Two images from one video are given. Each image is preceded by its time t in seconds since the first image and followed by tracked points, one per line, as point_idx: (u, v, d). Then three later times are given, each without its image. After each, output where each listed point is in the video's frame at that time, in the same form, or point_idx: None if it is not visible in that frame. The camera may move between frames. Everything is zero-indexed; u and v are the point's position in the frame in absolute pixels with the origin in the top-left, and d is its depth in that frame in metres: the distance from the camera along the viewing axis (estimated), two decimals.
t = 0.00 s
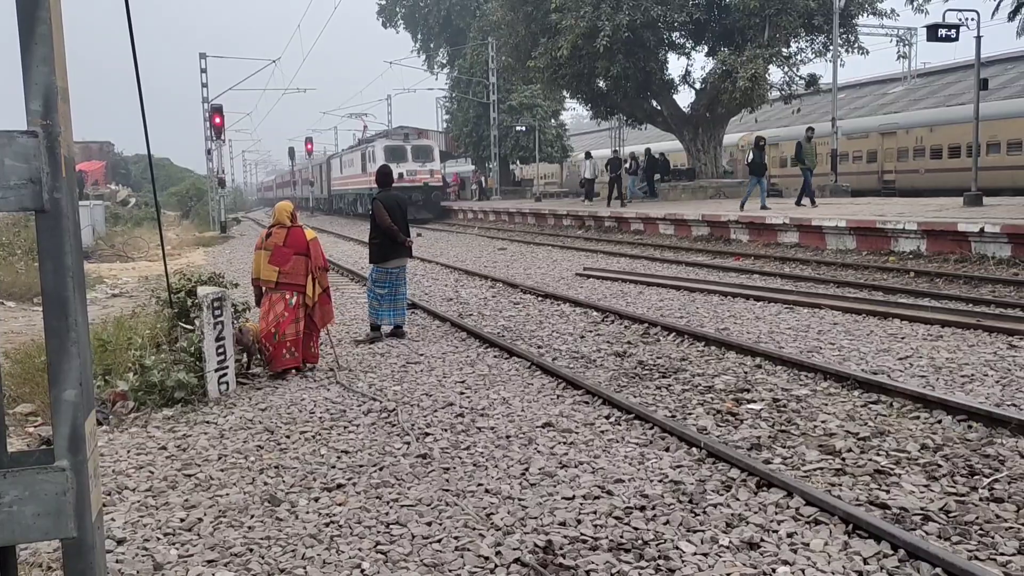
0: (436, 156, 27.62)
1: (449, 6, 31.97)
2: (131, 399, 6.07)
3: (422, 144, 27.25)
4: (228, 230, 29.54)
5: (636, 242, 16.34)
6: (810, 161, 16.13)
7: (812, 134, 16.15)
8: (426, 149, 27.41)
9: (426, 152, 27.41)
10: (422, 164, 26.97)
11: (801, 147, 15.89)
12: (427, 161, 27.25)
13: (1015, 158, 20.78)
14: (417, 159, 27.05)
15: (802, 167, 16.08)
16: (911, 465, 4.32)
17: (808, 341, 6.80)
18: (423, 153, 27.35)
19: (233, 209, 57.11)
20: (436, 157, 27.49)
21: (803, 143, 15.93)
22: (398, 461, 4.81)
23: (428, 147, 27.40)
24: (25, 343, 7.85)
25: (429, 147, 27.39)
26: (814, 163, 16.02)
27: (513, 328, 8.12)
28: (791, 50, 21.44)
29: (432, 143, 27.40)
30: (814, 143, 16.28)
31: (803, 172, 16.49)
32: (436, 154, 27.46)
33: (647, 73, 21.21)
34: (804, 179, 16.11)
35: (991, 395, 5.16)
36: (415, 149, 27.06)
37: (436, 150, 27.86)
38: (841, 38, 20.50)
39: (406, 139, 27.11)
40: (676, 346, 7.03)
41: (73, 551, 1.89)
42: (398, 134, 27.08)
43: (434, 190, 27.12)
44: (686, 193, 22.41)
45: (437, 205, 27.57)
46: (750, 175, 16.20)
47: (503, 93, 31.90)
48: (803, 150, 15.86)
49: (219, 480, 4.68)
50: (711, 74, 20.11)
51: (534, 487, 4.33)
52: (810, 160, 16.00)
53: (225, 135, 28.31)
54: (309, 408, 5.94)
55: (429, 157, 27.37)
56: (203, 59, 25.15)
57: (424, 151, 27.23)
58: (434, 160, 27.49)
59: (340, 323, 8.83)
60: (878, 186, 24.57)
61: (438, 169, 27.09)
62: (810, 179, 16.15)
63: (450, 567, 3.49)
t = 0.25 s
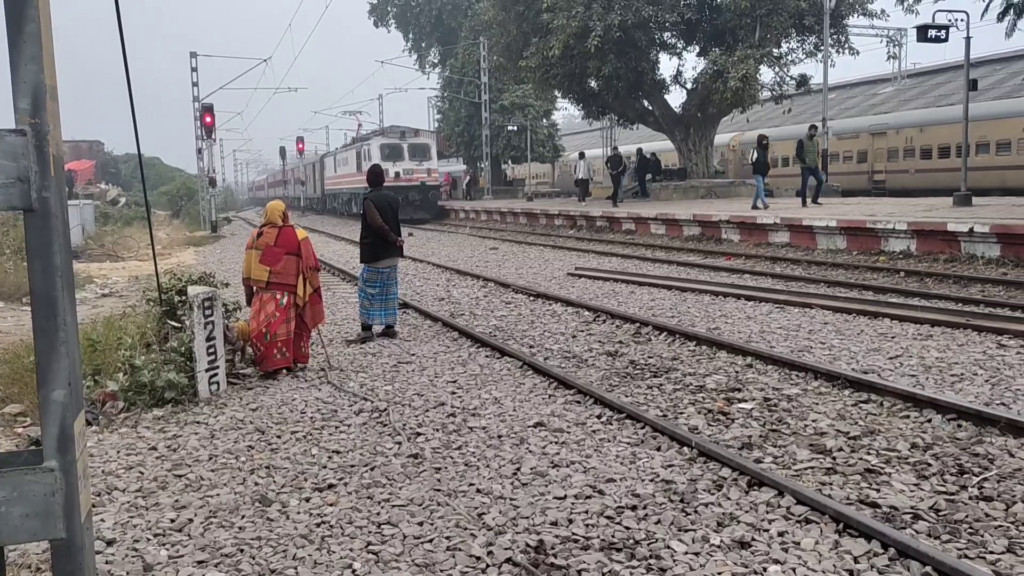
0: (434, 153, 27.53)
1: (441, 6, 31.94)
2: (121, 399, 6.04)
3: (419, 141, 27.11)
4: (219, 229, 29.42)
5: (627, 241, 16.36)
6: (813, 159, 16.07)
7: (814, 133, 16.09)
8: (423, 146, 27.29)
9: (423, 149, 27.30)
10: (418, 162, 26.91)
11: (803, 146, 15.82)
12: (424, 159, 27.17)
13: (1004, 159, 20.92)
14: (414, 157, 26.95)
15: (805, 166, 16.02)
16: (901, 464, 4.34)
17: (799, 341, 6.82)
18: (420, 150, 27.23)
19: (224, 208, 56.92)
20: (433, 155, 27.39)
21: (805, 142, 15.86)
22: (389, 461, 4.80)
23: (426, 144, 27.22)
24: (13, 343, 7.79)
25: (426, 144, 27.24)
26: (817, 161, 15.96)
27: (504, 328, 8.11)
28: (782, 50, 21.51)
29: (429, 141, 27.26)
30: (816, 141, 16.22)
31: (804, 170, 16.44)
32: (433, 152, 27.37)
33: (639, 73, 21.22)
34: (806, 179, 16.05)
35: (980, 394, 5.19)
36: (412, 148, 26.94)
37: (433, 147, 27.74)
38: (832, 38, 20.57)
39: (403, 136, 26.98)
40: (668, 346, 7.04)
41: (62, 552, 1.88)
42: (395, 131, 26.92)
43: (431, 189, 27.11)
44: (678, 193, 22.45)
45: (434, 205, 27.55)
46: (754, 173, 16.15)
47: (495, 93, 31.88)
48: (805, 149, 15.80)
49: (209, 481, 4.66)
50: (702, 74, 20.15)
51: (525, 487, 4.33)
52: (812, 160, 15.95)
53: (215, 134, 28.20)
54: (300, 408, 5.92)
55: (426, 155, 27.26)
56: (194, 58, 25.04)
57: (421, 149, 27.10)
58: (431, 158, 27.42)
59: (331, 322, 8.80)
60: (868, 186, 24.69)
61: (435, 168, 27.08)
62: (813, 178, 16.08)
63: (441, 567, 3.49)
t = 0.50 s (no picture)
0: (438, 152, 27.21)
1: (439, 6, 31.93)
2: (119, 399, 6.04)
3: (423, 140, 26.81)
4: (217, 229, 29.39)
5: (625, 241, 16.35)
6: (826, 159, 15.88)
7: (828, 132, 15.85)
8: (427, 145, 26.97)
9: (427, 148, 26.97)
10: (422, 161, 26.60)
11: (817, 146, 15.62)
12: (428, 158, 26.87)
13: (1001, 159, 20.96)
14: (418, 156, 26.65)
15: (818, 166, 15.84)
16: (900, 463, 4.34)
17: (797, 341, 6.82)
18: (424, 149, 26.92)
19: (221, 208, 56.87)
20: (438, 154, 27.07)
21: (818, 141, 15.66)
22: (387, 461, 4.80)
23: (430, 143, 26.86)
24: (11, 343, 7.78)
25: (430, 143, 26.91)
26: (830, 161, 15.77)
27: (503, 327, 8.11)
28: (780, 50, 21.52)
29: (434, 139, 26.92)
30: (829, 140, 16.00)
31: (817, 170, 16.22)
32: (438, 151, 27.06)
33: (636, 73, 21.21)
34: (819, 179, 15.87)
35: (978, 394, 5.19)
36: (415, 146, 26.66)
37: (438, 145, 27.43)
38: (830, 38, 20.59)
39: (406, 135, 26.72)
40: (666, 345, 7.04)
41: (60, 552, 1.87)
42: (398, 130, 26.68)
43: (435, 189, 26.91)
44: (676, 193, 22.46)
45: (437, 205, 27.42)
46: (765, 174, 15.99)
47: (493, 92, 31.86)
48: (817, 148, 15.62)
49: (207, 480, 4.66)
50: (700, 74, 20.16)
51: (524, 487, 4.33)
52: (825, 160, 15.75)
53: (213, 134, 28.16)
54: (298, 408, 5.92)
55: (431, 153, 26.94)
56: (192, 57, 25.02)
57: (425, 147, 26.78)
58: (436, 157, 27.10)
59: (329, 322, 8.79)
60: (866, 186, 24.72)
61: (439, 167, 26.78)
62: (825, 178, 15.89)
63: (440, 567, 3.48)
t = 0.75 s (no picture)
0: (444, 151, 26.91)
1: (439, 6, 31.90)
2: (118, 399, 6.04)
3: (429, 138, 26.50)
4: (216, 229, 29.38)
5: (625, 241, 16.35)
6: (840, 156, 15.69)
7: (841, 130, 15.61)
8: (433, 144, 26.65)
9: (433, 147, 26.65)
10: (428, 160, 26.30)
11: (830, 143, 15.40)
12: (434, 157, 26.56)
13: (1001, 158, 20.96)
14: (423, 154, 26.34)
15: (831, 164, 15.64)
16: (900, 463, 4.34)
17: (797, 341, 6.82)
18: (430, 148, 26.60)
19: (220, 208, 56.84)
20: (444, 152, 26.75)
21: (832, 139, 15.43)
22: (387, 461, 4.80)
23: (436, 142, 26.49)
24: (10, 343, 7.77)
25: (436, 141, 26.60)
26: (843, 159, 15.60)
27: (503, 327, 8.11)
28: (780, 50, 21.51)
29: (440, 137, 26.60)
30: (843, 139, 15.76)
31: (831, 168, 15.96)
32: (444, 150, 26.75)
33: (636, 73, 21.20)
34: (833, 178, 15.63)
35: (978, 394, 5.19)
36: (421, 145, 26.35)
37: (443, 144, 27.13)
38: (829, 38, 20.57)
39: (411, 133, 26.43)
40: (666, 346, 7.03)
41: (60, 553, 1.87)
42: (403, 128, 26.40)
43: (441, 189, 26.68)
44: (675, 193, 22.45)
45: (443, 206, 27.16)
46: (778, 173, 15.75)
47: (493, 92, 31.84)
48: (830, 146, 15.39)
49: (207, 480, 4.65)
50: (699, 74, 20.15)
51: (524, 487, 4.33)
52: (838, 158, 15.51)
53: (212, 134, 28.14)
54: (298, 408, 5.91)
55: (436, 152, 26.63)
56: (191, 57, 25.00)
57: (430, 146, 26.46)
58: (442, 156, 26.79)
59: (329, 322, 8.79)
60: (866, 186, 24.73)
61: (445, 166, 26.48)
62: (839, 177, 15.65)
63: (441, 567, 3.48)
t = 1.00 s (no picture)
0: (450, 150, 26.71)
1: (439, 5, 31.87)
2: (117, 399, 6.06)
3: (435, 137, 26.29)
4: (216, 229, 29.38)
5: (625, 241, 16.36)
6: (854, 156, 15.52)
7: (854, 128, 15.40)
8: (439, 142, 26.44)
9: (439, 146, 26.45)
10: (434, 160, 26.10)
11: (844, 143, 15.23)
12: (440, 156, 26.35)
13: (1001, 159, 20.98)
14: (429, 153, 26.11)
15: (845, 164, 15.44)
16: (900, 464, 4.33)
17: (796, 341, 6.82)
18: (436, 147, 26.39)
19: (220, 208, 56.86)
20: (450, 151, 26.55)
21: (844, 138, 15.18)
22: (387, 461, 4.79)
23: (442, 141, 26.35)
24: (9, 343, 7.77)
25: (442, 140, 26.39)
26: (858, 159, 15.42)
27: (502, 327, 8.11)
28: (780, 50, 21.52)
29: (446, 136, 26.39)
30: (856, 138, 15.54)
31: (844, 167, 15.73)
32: (450, 149, 26.55)
33: (636, 73, 21.19)
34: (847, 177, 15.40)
35: (978, 395, 5.19)
36: (426, 143, 26.13)
37: (449, 143, 26.93)
38: (829, 38, 20.56)
39: (417, 132, 26.22)
40: (666, 346, 7.03)
41: (58, 554, 1.86)
42: (408, 126, 26.20)
43: (447, 188, 26.46)
44: (675, 193, 22.48)
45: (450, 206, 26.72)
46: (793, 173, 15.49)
47: (493, 92, 31.84)
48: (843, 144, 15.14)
49: (207, 481, 4.65)
50: (699, 74, 20.16)
51: (524, 487, 4.33)
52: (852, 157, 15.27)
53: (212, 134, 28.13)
54: (297, 408, 5.91)
55: (442, 151, 26.42)
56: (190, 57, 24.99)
57: (437, 144, 26.25)
58: (448, 154, 26.59)
59: (329, 322, 8.79)
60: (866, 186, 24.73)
61: (451, 165, 26.27)
62: (853, 177, 15.42)
63: (440, 568, 3.48)
